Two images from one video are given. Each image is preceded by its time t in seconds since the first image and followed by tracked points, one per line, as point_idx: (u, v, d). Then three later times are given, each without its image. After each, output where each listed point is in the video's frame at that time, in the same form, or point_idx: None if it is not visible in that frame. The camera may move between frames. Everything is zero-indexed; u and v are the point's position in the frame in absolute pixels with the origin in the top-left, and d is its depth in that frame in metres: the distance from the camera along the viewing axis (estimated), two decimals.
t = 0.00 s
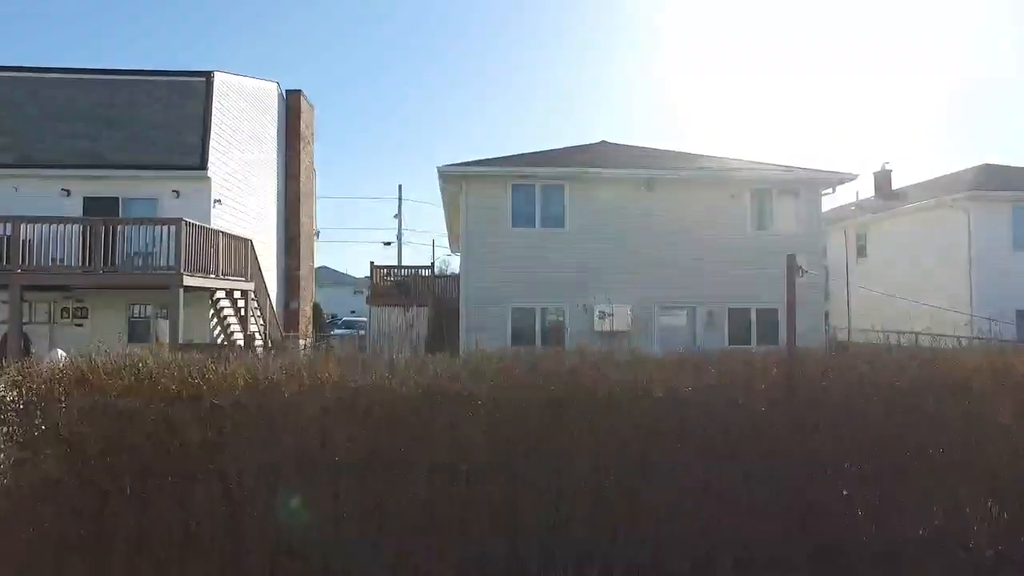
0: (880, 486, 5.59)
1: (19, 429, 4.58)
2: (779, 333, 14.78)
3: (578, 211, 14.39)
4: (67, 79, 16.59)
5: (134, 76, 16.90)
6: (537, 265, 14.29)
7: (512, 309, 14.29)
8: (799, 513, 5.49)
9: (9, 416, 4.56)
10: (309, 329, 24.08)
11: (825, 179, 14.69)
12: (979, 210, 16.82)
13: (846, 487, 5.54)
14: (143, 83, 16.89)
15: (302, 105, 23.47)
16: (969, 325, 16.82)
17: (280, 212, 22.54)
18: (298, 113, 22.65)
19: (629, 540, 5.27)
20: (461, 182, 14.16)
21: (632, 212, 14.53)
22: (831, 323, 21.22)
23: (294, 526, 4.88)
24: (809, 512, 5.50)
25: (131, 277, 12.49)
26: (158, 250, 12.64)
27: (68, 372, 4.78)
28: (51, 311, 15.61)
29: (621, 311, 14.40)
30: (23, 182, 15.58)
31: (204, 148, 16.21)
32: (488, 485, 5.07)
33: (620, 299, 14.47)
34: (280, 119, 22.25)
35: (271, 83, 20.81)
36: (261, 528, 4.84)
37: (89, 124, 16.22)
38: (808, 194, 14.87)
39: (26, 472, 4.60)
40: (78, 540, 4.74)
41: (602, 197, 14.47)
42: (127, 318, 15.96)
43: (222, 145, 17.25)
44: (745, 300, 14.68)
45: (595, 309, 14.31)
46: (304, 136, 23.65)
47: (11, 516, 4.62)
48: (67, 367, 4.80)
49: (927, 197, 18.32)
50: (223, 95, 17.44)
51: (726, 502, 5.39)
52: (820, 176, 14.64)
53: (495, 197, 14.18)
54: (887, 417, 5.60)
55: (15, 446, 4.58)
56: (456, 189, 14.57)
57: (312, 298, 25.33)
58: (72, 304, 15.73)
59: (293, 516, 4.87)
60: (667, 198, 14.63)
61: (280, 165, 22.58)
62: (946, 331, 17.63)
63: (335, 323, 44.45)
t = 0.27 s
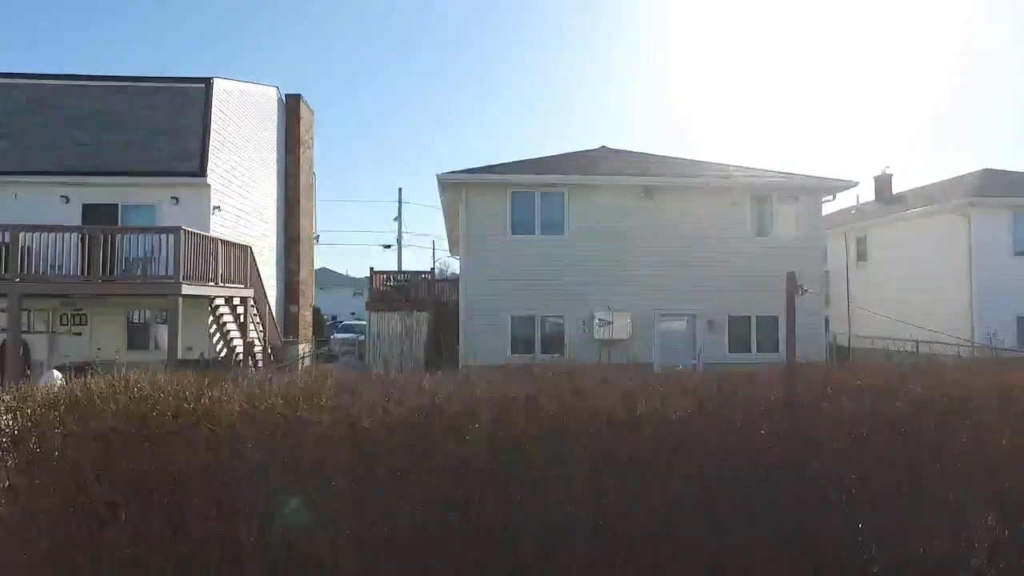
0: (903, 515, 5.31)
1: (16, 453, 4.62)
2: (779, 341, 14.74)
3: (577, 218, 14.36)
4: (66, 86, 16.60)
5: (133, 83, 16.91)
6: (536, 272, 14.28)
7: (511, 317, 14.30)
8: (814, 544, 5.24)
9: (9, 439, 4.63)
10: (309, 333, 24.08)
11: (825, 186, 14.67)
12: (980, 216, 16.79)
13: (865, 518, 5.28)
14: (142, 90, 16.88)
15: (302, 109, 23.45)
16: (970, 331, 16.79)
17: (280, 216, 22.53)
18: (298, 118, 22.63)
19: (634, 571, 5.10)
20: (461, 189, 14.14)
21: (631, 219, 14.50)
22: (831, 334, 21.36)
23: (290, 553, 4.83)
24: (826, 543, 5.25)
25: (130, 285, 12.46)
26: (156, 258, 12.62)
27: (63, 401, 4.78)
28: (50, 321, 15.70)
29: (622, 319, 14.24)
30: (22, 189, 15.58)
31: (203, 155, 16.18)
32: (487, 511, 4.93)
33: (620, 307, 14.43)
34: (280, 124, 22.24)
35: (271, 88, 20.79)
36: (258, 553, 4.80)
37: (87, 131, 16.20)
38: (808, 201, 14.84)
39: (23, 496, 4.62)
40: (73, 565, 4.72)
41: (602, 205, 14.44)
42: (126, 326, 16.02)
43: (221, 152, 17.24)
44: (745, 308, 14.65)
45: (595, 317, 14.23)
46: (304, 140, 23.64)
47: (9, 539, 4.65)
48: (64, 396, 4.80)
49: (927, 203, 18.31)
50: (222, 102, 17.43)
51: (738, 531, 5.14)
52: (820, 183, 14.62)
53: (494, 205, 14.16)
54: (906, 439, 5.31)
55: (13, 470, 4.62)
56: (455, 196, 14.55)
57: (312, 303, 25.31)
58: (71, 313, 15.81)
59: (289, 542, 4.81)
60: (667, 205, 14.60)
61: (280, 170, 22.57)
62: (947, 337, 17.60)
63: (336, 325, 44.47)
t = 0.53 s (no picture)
0: (904, 532, 5.24)
1: (8, 476, 4.60)
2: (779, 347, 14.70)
3: (576, 225, 14.34)
4: (64, 91, 16.56)
5: (131, 88, 16.87)
6: (535, 279, 14.25)
7: (509, 324, 14.24)
8: (813, 564, 5.20)
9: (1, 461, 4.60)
10: (309, 338, 24.06)
11: (825, 192, 14.63)
12: (980, 221, 16.76)
13: (866, 540, 5.22)
14: (141, 95, 16.85)
15: (301, 113, 23.43)
16: (970, 337, 16.75)
17: (279, 221, 22.53)
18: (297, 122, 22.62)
19: None
20: (459, 196, 14.13)
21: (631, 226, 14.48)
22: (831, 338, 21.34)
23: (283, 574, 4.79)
24: (826, 563, 5.21)
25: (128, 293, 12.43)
26: (154, 266, 12.59)
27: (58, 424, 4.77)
28: (48, 329, 15.72)
29: (620, 327, 14.20)
30: (22, 197, 15.63)
31: (201, 161, 16.15)
32: (484, 538, 4.85)
33: (619, 314, 14.40)
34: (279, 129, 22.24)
35: (270, 93, 20.75)
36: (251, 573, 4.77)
37: (85, 136, 16.17)
38: (807, 207, 14.83)
39: (16, 518, 4.61)
40: None
41: (600, 212, 14.41)
42: (125, 332, 16.01)
43: (220, 158, 17.21)
44: (745, 314, 14.62)
45: (595, 324, 14.20)
46: (303, 145, 23.65)
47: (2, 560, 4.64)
48: (58, 419, 4.78)
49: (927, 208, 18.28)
50: (220, 107, 17.39)
51: (735, 552, 5.11)
52: (820, 189, 14.60)
53: (494, 212, 14.15)
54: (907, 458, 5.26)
55: (6, 492, 4.61)
56: (454, 202, 14.54)
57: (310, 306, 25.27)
58: (69, 321, 15.83)
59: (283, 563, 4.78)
60: (666, 212, 14.57)
61: (279, 174, 22.54)
62: (948, 343, 17.56)
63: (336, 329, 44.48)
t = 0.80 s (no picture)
0: (904, 537, 5.18)
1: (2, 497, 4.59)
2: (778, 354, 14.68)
3: (574, 231, 14.32)
4: (63, 97, 16.56)
5: (130, 94, 16.86)
6: (533, 285, 14.23)
7: (508, 331, 14.22)
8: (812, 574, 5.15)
9: None
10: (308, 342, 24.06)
11: (824, 198, 14.60)
12: (979, 226, 16.72)
13: (866, 544, 5.16)
14: (139, 101, 16.84)
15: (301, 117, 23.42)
16: (970, 342, 16.71)
17: (278, 226, 22.52)
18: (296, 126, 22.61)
19: None
20: (457, 203, 14.12)
21: (630, 232, 14.45)
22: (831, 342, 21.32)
23: None
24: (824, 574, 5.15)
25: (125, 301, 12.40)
26: (153, 274, 12.59)
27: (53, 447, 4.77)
28: (46, 336, 15.70)
29: (619, 334, 14.25)
30: (20, 203, 15.62)
31: (200, 166, 16.13)
32: (478, 560, 4.80)
33: (618, 320, 14.37)
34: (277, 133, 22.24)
35: (269, 97, 20.74)
36: None
37: (84, 142, 16.16)
38: (807, 214, 14.81)
39: (8, 540, 4.59)
40: None
41: (599, 218, 14.39)
42: (123, 338, 16.02)
43: (217, 163, 17.21)
44: (744, 320, 14.59)
45: (593, 330, 14.20)
46: (302, 149, 23.65)
47: None
48: (53, 442, 4.79)
49: (927, 213, 18.24)
50: (218, 112, 17.39)
51: (731, 572, 5.07)
52: (819, 195, 14.56)
53: (492, 218, 14.15)
54: (907, 477, 5.19)
55: None
56: (452, 209, 14.54)
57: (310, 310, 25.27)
58: (67, 328, 15.83)
59: None
60: (664, 218, 14.54)
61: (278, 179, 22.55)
62: (947, 348, 17.52)
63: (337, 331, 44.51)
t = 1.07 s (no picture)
0: (903, 557, 5.10)
1: None
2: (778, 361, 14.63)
3: (573, 238, 14.28)
4: (62, 102, 16.51)
5: (128, 99, 16.81)
6: (532, 292, 14.19)
7: (506, 338, 14.18)
8: None
9: None
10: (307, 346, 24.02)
11: (824, 206, 14.56)
12: (980, 233, 16.69)
13: (866, 561, 5.07)
14: (138, 106, 16.78)
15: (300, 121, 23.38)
16: (970, 348, 16.69)
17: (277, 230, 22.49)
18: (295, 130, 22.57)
19: None
20: (456, 210, 14.09)
21: (629, 239, 14.41)
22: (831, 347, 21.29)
23: None
24: None
25: (122, 310, 12.34)
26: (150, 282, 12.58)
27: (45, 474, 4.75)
28: (43, 343, 15.64)
29: (618, 342, 14.17)
30: (18, 209, 15.56)
31: (198, 172, 16.09)
32: None
33: (617, 327, 14.33)
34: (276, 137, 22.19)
35: (267, 102, 20.70)
36: None
37: (82, 147, 16.12)
38: (807, 221, 14.76)
39: None
40: None
41: (598, 225, 14.36)
42: (121, 344, 16.00)
43: (215, 169, 17.18)
44: (743, 328, 14.55)
45: (592, 338, 14.16)
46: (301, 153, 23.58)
47: None
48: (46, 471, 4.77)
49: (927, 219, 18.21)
50: (216, 118, 17.34)
51: None
52: (819, 203, 14.53)
53: (491, 225, 14.12)
54: (907, 507, 5.12)
55: None
56: (451, 215, 14.50)
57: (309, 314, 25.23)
58: (65, 335, 15.80)
59: None
60: (664, 225, 14.50)
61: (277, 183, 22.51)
62: (947, 354, 17.49)
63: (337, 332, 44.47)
